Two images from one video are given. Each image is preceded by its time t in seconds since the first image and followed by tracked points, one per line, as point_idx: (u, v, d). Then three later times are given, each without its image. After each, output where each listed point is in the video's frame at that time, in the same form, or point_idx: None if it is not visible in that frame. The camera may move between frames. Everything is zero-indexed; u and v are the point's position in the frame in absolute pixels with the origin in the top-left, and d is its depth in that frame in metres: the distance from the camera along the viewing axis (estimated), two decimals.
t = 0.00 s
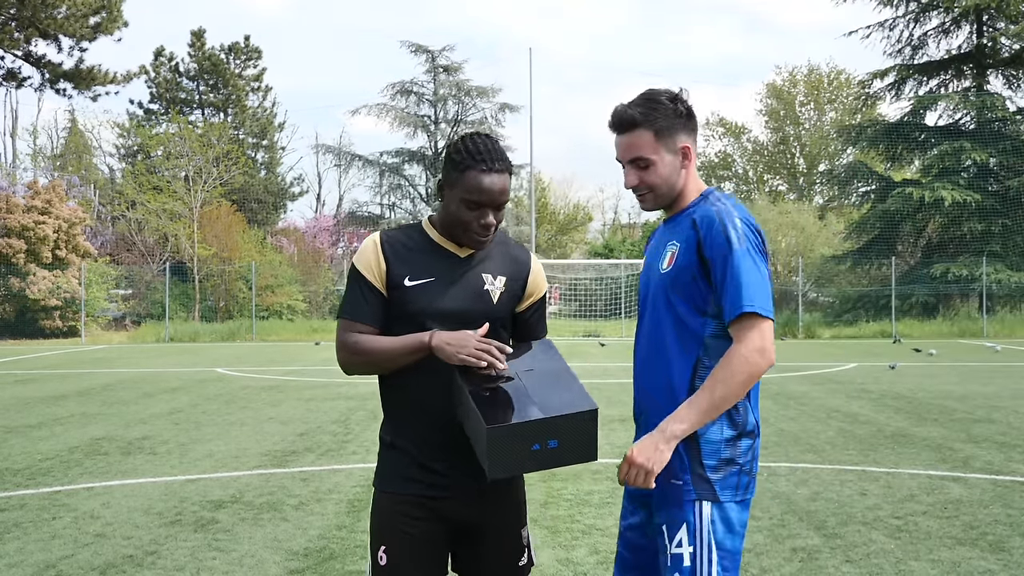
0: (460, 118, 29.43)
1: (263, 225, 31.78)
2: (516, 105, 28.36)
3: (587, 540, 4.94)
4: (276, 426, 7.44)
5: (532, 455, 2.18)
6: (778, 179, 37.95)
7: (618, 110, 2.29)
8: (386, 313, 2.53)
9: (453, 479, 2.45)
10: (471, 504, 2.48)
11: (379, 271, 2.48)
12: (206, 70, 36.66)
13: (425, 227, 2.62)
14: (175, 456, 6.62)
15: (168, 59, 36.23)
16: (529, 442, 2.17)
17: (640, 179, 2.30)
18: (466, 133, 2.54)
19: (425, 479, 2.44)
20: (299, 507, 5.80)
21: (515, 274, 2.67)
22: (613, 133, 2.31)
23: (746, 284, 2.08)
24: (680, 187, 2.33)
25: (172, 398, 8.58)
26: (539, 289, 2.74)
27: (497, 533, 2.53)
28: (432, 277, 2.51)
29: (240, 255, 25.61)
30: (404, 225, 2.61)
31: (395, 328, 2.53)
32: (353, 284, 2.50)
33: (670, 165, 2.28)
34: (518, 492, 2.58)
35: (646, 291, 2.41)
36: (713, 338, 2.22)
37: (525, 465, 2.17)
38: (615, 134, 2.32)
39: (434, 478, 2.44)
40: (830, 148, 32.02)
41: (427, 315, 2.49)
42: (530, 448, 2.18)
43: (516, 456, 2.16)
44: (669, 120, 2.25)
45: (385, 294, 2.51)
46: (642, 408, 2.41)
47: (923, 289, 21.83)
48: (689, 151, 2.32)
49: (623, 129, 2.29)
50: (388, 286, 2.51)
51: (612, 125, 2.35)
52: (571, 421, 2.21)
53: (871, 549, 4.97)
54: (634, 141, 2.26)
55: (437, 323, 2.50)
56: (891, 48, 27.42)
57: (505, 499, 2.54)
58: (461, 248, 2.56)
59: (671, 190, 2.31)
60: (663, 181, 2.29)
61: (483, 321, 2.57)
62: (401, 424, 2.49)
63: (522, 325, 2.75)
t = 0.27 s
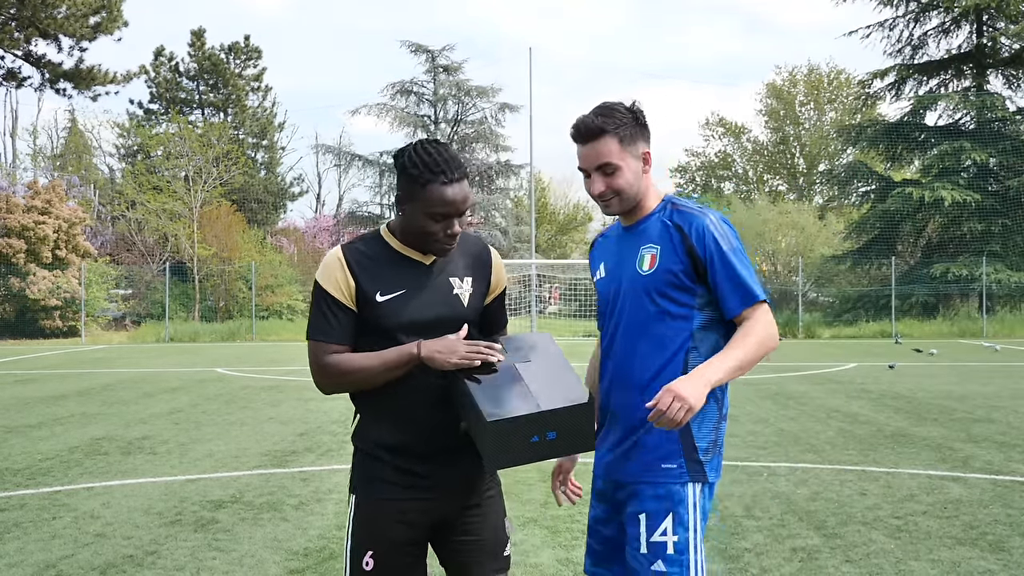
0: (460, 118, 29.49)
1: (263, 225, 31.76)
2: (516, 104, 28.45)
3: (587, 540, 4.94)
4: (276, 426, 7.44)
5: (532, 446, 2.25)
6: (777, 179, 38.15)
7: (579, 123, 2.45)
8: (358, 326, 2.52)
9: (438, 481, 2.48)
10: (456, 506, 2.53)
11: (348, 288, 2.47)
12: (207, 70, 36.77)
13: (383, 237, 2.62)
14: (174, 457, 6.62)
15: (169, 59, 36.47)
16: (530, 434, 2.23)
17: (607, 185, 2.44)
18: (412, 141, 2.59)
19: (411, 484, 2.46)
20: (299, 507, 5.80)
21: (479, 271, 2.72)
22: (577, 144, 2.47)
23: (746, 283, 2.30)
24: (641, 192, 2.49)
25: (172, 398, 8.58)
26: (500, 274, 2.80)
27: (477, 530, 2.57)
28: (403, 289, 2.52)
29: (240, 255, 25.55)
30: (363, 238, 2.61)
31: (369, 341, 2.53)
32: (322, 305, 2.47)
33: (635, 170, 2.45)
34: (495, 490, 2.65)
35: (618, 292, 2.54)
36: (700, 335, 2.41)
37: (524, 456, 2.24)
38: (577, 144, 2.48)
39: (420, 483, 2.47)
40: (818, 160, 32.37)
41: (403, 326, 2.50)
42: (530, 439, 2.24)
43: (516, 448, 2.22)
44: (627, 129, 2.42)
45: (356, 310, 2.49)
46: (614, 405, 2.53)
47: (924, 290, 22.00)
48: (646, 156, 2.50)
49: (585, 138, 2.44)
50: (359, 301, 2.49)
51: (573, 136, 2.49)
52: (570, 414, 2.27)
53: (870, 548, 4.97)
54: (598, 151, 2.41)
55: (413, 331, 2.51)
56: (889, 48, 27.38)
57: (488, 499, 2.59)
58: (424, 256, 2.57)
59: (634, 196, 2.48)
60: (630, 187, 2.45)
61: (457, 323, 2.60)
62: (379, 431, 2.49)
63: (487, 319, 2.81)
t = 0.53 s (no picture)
0: (455, 102, 28.66)
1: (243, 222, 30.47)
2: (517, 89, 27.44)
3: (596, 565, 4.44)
4: (255, 439, 6.93)
5: (546, 430, 2.19)
6: (801, 169, 34.65)
7: (709, 156, 2.61)
8: (407, 321, 2.38)
9: (489, 489, 2.36)
10: (502, 519, 2.40)
11: (406, 277, 2.34)
12: (178, 50, 34.56)
13: (437, 227, 2.50)
14: (144, 471, 6.11)
15: (137, 38, 34.65)
16: (541, 415, 2.18)
17: (694, 211, 2.73)
18: (484, 123, 2.47)
19: (459, 490, 2.33)
20: (280, 526, 5.28)
21: (535, 274, 2.65)
22: (685, 167, 2.64)
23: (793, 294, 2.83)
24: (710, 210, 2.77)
25: (141, 408, 8.06)
26: (552, 295, 2.73)
27: (528, 547, 2.46)
28: (466, 276, 2.41)
29: (217, 252, 24.49)
30: (418, 226, 2.47)
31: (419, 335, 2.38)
32: (372, 292, 2.33)
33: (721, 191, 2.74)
34: (545, 505, 2.52)
35: (687, 297, 2.73)
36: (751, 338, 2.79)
37: (537, 437, 2.20)
38: (684, 168, 2.65)
39: (469, 490, 2.34)
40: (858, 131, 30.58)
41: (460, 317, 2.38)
42: (543, 420, 2.18)
43: (528, 427, 2.20)
44: (734, 163, 2.67)
45: (409, 301, 2.36)
46: (686, 405, 2.70)
47: (961, 290, 20.51)
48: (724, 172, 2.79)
49: (702, 167, 2.62)
50: (412, 290, 2.37)
51: (678, 155, 2.65)
52: (587, 400, 2.14)
53: (905, 573, 4.45)
54: (710, 182, 2.66)
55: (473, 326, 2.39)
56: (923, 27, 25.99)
57: (535, 513, 2.47)
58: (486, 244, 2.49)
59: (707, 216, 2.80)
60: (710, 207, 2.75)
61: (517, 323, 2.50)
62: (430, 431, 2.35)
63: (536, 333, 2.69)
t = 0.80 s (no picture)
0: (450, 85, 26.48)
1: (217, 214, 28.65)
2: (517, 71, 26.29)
3: None
4: (230, 454, 6.44)
5: (575, 441, 2.21)
6: (828, 158, 33.14)
7: (680, 125, 2.36)
8: (386, 329, 2.33)
9: (492, 514, 2.33)
10: (505, 543, 2.35)
11: (377, 280, 2.30)
12: (145, 28, 32.39)
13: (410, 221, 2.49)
14: (109, 489, 5.61)
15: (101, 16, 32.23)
16: (569, 427, 2.21)
17: (683, 193, 2.43)
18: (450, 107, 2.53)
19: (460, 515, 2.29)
20: (258, 549, 4.78)
21: (520, 272, 2.57)
22: (661, 145, 2.37)
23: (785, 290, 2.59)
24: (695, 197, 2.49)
25: (106, 420, 7.55)
26: (536, 300, 2.65)
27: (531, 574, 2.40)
28: (447, 274, 2.38)
29: (189, 250, 22.53)
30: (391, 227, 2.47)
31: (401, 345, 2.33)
32: (344, 302, 2.27)
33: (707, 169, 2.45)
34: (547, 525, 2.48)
35: (677, 296, 2.44)
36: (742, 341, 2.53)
37: (564, 450, 2.22)
38: (661, 144, 2.38)
39: (471, 516, 2.30)
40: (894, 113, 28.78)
41: (445, 317, 2.33)
42: (571, 433, 2.21)
43: (554, 441, 2.22)
44: (711, 132, 2.42)
45: (384, 310, 2.32)
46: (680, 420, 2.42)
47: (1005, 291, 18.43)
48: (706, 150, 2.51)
49: (680, 140, 2.36)
50: (387, 296, 2.32)
51: (652, 133, 2.39)
52: (620, 411, 2.18)
53: None
54: (692, 153, 2.38)
55: (458, 328, 2.34)
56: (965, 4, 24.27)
57: (539, 536, 2.42)
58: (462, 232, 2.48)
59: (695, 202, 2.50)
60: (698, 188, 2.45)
61: (506, 318, 2.43)
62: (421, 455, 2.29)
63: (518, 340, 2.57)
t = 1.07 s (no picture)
0: (446, 67, 26.07)
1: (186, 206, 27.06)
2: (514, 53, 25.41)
3: None
4: (206, 468, 6.01)
5: (586, 450, 1.90)
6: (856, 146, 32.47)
7: (659, 109, 2.16)
8: (345, 338, 2.04)
9: (468, 535, 2.08)
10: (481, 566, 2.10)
11: (337, 287, 1.99)
12: (115, 5, 29.72)
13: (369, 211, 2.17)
14: (74, 507, 5.19)
15: None
16: (582, 434, 1.90)
17: (666, 181, 2.25)
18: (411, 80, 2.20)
19: (431, 539, 2.03)
20: (234, 572, 4.36)
21: (489, 262, 2.28)
22: (643, 131, 2.16)
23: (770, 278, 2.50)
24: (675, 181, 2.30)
25: (71, 432, 7.11)
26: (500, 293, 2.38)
27: None
28: (417, 273, 2.08)
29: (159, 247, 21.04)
30: (347, 222, 2.13)
31: (362, 355, 2.03)
32: (297, 312, 1.98)
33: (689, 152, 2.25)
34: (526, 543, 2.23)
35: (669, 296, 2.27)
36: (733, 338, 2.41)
37: (572, 459, 1.91)
38: (641, 131, 2.17)
39: (443, 540, 2.05)
40: (924, 97, 27.49)
41: (417, 325, 2.04)
42: (584, 439, 1.90)
43: (563, 446, 1.91)
44: (689, 112, 2.22)
45: (343, 320, 2.02)
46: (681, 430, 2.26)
47: None
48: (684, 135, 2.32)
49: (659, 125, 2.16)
50: (347, 305, 2.01)
51: (628, 119, 2.18)
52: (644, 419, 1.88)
53: None
54: (674, 136, 2.18)
55: (430, 335, 2.05)
56: None
57: (516, 557, 2.18)
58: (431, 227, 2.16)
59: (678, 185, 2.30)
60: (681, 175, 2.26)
61: (479, 319, 2.15)
62: (387, 473, 2.03)
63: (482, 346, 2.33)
